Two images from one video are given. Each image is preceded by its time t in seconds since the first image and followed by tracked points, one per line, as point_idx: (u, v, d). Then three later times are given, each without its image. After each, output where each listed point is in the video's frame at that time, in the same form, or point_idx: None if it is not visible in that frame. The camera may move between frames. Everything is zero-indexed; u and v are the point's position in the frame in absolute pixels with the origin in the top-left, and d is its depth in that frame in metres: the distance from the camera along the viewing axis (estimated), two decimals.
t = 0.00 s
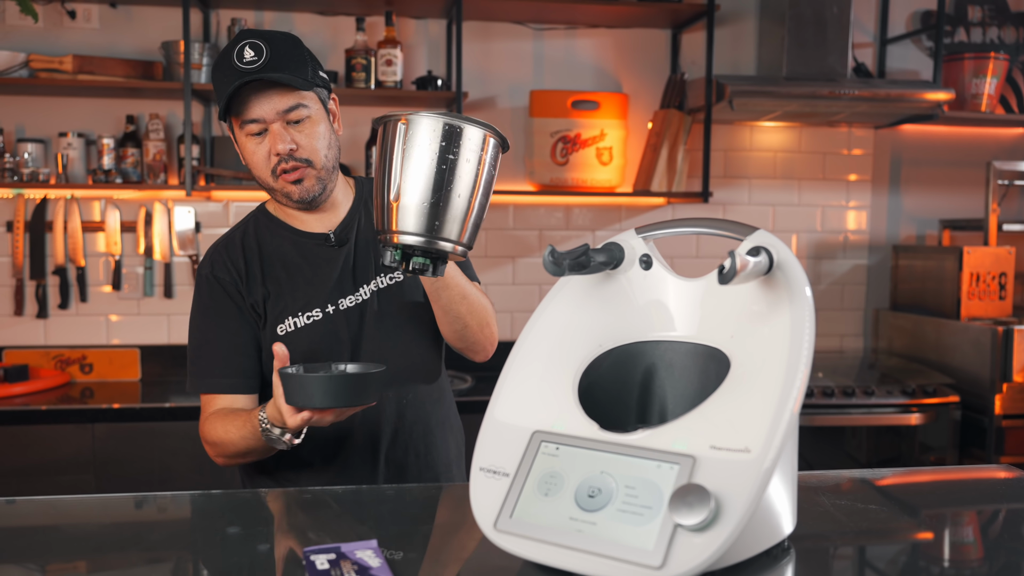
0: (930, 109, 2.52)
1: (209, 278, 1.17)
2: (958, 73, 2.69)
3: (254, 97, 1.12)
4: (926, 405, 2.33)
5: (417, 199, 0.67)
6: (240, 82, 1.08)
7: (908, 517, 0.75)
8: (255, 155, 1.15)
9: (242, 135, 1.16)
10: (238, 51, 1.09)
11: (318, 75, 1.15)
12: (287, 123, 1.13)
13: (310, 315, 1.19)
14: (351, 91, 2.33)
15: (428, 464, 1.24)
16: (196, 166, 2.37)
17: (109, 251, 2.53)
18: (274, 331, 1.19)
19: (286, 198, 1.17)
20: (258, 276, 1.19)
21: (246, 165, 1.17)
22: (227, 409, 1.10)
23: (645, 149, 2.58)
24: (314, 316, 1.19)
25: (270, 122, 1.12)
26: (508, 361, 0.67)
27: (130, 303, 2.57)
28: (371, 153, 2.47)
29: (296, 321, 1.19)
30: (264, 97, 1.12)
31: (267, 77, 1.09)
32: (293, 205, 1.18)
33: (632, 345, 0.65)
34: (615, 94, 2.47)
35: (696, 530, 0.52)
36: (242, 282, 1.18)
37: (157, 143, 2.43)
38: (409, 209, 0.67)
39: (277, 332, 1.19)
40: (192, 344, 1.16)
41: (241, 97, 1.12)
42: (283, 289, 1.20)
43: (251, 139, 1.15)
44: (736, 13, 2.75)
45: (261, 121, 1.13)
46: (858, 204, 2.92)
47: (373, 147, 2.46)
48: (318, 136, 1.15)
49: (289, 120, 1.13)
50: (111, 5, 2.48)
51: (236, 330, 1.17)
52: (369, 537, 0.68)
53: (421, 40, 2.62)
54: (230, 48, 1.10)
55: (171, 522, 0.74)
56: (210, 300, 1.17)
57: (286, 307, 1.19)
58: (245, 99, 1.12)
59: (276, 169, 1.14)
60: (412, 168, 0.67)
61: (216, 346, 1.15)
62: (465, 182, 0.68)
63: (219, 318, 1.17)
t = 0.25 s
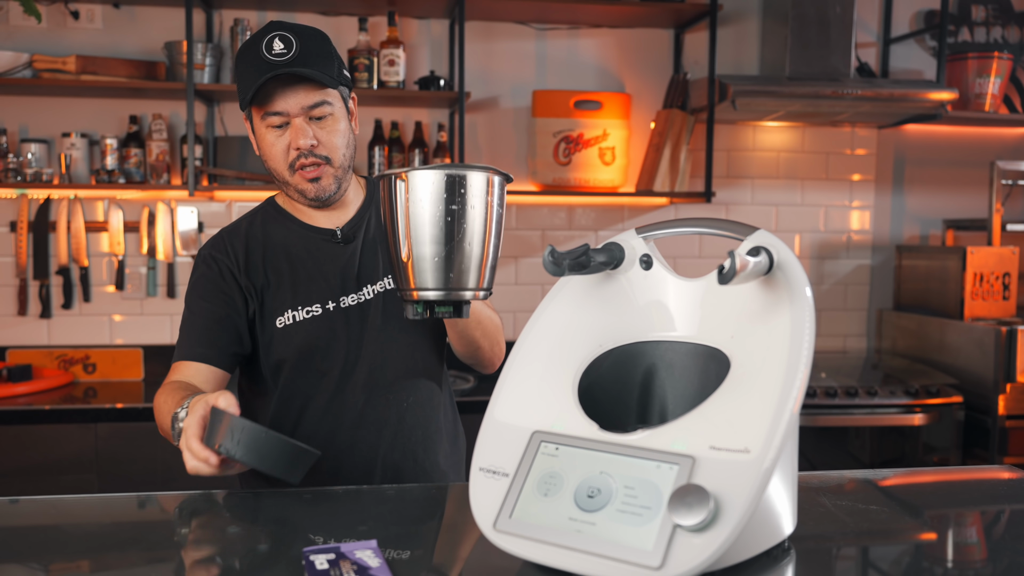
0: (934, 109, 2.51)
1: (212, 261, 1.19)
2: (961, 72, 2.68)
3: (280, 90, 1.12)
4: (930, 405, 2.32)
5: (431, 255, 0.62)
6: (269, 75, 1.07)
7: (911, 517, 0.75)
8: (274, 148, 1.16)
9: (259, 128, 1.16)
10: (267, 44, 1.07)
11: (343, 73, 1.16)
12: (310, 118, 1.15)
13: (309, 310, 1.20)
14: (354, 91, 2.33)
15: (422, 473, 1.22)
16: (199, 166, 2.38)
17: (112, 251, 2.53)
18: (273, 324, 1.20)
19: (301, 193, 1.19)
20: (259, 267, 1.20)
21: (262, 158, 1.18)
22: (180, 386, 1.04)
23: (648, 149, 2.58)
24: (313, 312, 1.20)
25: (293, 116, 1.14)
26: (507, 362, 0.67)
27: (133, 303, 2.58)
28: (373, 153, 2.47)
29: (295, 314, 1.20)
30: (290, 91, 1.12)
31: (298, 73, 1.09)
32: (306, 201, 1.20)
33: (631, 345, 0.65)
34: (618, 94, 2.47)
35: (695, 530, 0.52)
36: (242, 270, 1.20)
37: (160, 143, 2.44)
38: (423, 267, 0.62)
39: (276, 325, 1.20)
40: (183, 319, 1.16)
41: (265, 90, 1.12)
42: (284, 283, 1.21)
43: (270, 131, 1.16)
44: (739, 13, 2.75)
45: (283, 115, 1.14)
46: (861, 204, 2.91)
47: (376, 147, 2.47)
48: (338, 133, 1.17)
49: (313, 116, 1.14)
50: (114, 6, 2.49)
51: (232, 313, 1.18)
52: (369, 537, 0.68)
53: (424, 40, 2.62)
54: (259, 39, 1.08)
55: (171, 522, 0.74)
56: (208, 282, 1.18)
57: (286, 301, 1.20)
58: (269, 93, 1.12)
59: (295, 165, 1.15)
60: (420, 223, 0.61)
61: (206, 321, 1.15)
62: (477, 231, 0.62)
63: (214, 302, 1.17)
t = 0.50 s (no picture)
0: (937, 108, 2.51)
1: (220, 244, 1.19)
2: (965, 72, 2.67)
3: (327, 82, 1.12)
4: (933, 405, 2.32)
5: (436, 306, 0.74)
6: (325, 65, 1.08)
7: (914, 518, 0.75)
8: (309, 140, 1.16)
9: (295, 117, 1.15)
10: (321, 35, 1.08)
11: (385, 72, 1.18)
12: (351, 114, 1.15)
13: (313, 308, 1.20)
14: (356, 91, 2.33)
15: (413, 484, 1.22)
16: (202, 166, 2.38)
17: (115, 251, 2.54)
18: (275, 318, 1.20)
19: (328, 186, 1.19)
20: (263, 258, 1.20)
21: (293, 146, 1.17)
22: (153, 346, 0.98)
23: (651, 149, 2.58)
24: (316, 310, 1.20)
25: (336, 109, 1.14)
26: (507, 362, 0.67)
27: (136, 302, 2.58)
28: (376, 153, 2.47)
29: (299, 311, 1.20)
30: (337, 85, 1.13)
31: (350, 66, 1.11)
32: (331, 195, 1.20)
33: (632, 345, 0.65)
34: (621, 94, 2.47)
35: (694, 531, 0.52)
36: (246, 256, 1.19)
37: (163, 143, 2.44)
38: (430, 318, 0.75)
39: (278, 320, 1.20)
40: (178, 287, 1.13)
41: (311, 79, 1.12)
42: (288, 278, 1.21)
43: (306, 121, 1.15)
44: (742, 13, 2.74)
45: (325, 107, 1.14)
46: (865, 204, 2.91)
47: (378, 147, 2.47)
48: (375, 132, 1.18)
49: (355, 112, 1.15)
50: (117, 6, 2.49)
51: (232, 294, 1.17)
52: (369, 536, 0.69)
53: (426, 40, 2.62)
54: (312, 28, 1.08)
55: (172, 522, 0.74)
56: (210, 261, 1.17)
57: (290, 297, 1.20)
58: (317, 83, 1.12)
59: (331, 157, 1.15)
60: (422, 278, 0.74)
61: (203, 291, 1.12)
62: (474, 278, 0.75)
63: (214, 276, 1.15)
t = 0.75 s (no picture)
0: (941, 108, 2.50)
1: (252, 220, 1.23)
2: (969, 72, 2.67)
3: (384, 88, 1.12)
4: (936, 406, 2.32)
5: (437, 337, 0.78)
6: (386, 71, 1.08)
7: (917, 519, 0.75)
8: (356, 140, 1.16)
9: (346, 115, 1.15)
10: (387, 41, 1.09)
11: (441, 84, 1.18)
12: (402, 122, 1.15)
13: (331, 300, 1.21)
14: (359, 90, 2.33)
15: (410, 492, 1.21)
16: (205, 167, 2.38)
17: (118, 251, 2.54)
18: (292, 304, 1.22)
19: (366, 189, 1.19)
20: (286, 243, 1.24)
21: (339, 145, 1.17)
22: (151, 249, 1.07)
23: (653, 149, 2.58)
24: (333, 302, 1.21)
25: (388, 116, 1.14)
26: (507, 362, 0.67)
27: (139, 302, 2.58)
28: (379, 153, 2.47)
29: (316, 301, 1.22)
30: (393, 92, 1.12)
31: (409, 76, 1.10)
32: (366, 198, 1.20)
33: (632, 345, 0.65)
34: (623, 94, 2.47)
35: (693, 531, 0.52)
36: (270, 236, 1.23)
37: (165, 143, 2.43)
38: (433, 350, 0.78)
39: (295, 306, 1.22)
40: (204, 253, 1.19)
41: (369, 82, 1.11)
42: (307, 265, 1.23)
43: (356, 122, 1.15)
44: (745, 12, 2.74)
45: (378, 111, 1.13)
46: (868, 204, 2.90)
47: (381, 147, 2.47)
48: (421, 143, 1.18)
49: (405, 120, 1.15)
50: (120, 6, 2.50)
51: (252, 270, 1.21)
52: (369, 536, 0.69)
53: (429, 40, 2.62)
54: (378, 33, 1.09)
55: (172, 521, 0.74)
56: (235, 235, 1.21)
57: (310, 284, 1.22)
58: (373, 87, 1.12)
59: (374, 163, 1.15)
60: (421, 312, 0.78)
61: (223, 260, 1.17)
62: (471, 306, 0.79)
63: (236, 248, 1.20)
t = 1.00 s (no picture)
0: (945, 108, 2.49)
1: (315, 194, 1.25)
2: (972, 71, 2.66)
3: (424, 96, 1.13)
4: (939, 406, 2.31)
5: (425, 342, 0.78)
6: (425, 80, 1.08)
7: (920, 519, 0.75)
8: (396, 145, 1.18)
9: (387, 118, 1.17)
10: (430, 49, 1.09)
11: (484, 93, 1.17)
12: (441, 130, 1.16)
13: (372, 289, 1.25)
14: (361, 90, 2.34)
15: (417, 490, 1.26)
16: (207, 167, 2.39)
17: (121, 251, 2.54)
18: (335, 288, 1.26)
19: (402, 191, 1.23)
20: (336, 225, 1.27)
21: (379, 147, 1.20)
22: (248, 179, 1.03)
23: (656, 149, 2.58)
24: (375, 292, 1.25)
25: (426, 123, 1.15)
26: (508, 362, 0.67)
27: (142, 302, 2.59)
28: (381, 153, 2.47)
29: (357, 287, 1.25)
30: (433, 101, 1.13)
31: (449, 86, 1.10)
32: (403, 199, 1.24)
33: (632, 345, 0.65)
34: (626, 94, 2.47)
35: (692, 532, 0.52)
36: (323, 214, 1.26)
37: (169, 143, 2.44)
38: (419, 355, 0.77)
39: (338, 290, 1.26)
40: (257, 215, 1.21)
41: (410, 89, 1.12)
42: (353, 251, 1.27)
43: (396, 127, 1.17)
44: (747, 12, 2.74)
45: (417, 119, 1.15)
46: (871, 204, 2.90)
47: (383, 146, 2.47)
48: (459, 150, 1.20)
49: (444, 129, 1.16)
50: (123, 6, 2.50)
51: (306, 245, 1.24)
52: (368, 536, 0.69)
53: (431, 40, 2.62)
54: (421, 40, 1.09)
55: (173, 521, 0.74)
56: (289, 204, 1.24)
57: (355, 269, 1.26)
58: (415, 95, 1.12)
59: (411, 168, 1.18)
60: (408, 316, 0.78)
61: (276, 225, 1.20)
62: (457, 310, 0.79)
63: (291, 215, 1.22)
